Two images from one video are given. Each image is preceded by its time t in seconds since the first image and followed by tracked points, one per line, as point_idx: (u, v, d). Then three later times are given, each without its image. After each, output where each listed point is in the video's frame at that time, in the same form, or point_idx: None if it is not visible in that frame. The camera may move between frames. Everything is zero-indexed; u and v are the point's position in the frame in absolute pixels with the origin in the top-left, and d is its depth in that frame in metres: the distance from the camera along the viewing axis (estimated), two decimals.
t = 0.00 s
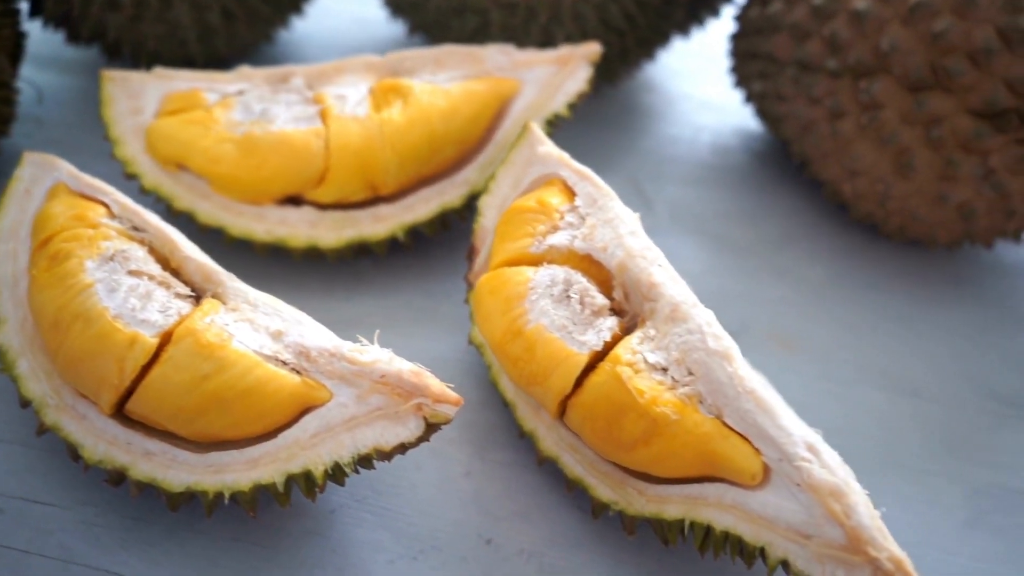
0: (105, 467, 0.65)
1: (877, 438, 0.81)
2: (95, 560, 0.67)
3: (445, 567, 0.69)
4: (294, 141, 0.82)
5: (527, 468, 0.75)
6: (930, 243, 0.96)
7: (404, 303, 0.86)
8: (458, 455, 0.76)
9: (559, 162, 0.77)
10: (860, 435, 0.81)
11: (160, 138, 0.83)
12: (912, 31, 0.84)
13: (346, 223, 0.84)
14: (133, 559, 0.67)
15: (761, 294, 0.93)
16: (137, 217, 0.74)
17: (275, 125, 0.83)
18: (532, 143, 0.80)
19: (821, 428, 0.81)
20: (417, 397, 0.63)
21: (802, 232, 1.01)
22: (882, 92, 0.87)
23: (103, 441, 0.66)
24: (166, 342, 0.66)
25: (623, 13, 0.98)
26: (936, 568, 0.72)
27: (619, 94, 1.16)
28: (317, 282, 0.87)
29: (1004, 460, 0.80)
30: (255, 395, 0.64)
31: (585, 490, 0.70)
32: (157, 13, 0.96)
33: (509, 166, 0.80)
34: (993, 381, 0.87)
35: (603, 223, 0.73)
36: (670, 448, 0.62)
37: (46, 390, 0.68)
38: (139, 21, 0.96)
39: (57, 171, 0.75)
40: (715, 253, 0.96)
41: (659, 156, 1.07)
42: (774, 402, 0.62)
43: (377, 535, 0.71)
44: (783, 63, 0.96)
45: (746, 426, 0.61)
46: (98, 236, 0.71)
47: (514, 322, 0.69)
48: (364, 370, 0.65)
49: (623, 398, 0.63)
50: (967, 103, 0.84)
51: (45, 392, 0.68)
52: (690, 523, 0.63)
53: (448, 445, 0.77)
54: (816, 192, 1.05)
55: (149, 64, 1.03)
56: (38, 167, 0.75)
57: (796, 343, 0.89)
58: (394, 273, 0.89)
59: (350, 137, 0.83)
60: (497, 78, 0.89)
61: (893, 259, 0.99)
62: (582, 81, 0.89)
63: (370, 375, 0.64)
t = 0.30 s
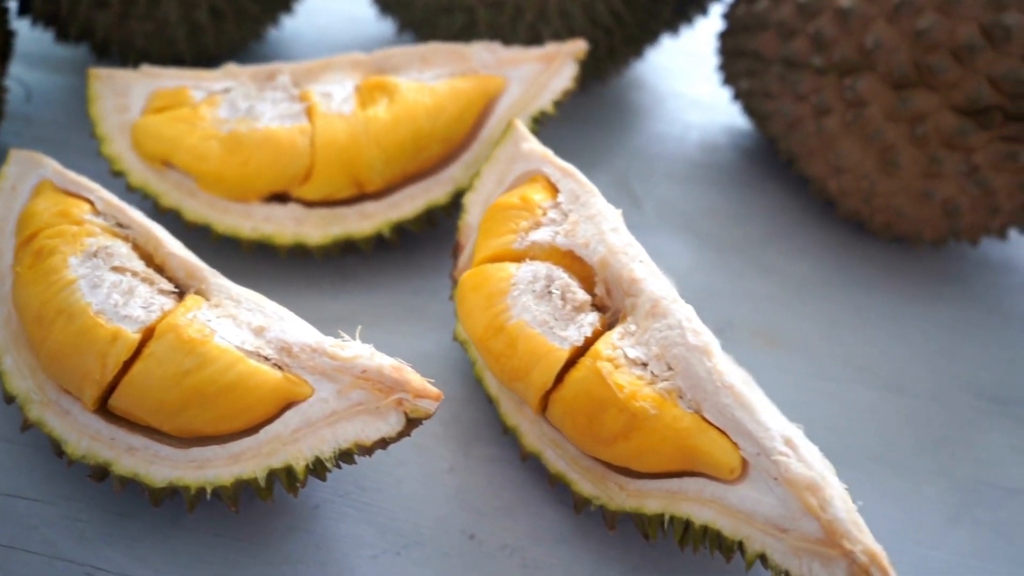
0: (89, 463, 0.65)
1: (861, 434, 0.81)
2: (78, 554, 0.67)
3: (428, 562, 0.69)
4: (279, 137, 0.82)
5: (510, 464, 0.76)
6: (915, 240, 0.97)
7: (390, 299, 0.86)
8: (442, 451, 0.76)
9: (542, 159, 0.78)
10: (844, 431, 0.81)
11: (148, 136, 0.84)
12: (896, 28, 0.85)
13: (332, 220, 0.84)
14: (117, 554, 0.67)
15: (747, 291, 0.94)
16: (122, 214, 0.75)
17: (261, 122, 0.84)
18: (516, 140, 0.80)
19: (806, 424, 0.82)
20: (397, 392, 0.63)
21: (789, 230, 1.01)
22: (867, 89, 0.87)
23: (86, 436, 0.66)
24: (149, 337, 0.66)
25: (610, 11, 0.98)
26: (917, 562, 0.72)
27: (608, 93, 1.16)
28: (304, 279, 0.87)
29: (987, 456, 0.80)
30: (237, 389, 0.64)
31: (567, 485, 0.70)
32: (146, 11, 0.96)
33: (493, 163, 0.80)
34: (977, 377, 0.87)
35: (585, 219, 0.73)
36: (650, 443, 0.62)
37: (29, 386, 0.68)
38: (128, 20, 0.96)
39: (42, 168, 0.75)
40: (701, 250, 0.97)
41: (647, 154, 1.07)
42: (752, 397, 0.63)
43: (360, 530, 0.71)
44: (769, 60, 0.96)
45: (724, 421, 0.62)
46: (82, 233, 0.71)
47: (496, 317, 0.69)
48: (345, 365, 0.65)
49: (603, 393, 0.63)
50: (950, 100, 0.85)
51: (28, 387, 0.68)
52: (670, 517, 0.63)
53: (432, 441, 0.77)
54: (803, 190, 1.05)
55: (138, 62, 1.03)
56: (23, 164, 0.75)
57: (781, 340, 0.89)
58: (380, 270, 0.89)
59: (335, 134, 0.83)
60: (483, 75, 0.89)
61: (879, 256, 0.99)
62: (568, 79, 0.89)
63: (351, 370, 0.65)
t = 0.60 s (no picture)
0: (74, 458, 0.66)
1: (845, 429, 0.82)
2: (64, 549, 0.67)
3: (411, 557, 0.69)
4: (266, 135, 0.82)
5: (495, 459, 0.76)
6: (902, 237, 0.97)
7: (377, 296, 0.87)
8: (427, 447, 0.76)
9: (527, 155, 0.78)
10: (828, 427, 0.82)
11: (135, 134, 0.84)
12: (881, 26, 0.85)
13: (319, 217, 0.85)
14: (102, 549, 0.67)
15: (733, 288, 0.94)
16: (108, 211, 0.75)
17: (247, 120, 0.84)
18: (501, 137, 0.80)
19: (790, 420, 0.82)
20: (379, 387, 0.63)
21: (777, 227, 1.01)
22: (852, 87, 0.87)
23: (71, 432, 0.66)
24: (133, 333, 0.66)
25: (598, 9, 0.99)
26: (899, 557, 0.73)
27: (597, 91, 1.16)
28: (291, 276, 0.87)
29: (970, 452, 0.81)
30: (220, 385, 0.64)
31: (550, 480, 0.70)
32: (135, 9, 0.96)
33: (479, 160, 0.81)
34: (962, 374, 0.87)
35: (568, 215, 0.73)
36: (631, 437, 0.62)
37: (14, 382, 0.68)
38: (118, 18, 0.97)
39: (29, 166, 0.76)
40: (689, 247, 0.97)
41: (637, 151, 1.08)
42: (731, 392, 0.63)
43: (345, 526, 0.71)
44: (757, 57, 0.96)
45: (704, 415, 0.62)
46: (67, 229, 0.72)
47: (479, 313, 0.69)
48: (328, 360, 0.65)
49: (584, 387, 0.63)
50: (935, 97, 0.85)
51: (14, 383, 0.68)
52: (651, 512, 0.63)
53: (418, 437, 0.77)
54: (792, 187, 1.06)
55: (128, 60, 1.03)
56: (9, 161, 0.75)
57: (766, 336, 0.89)
58: (367, 267, 0.89)
59: (322, 132, 0.83)
60: (469, 73, 0.90)
61: (865, 253, 0.99)
62: (555, 76, 0.90)
63: (334, 365, 0.65)
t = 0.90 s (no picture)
0: (58, 453, 0.66)
1: (830, 426, 0.82)
2: (48, 544, 0.67)
3: (396, 553, 0.69)
4: (252, 132, 0.83)
5: (480, 456, 0.76)
6: (889, 234, 0.97)
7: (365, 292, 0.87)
8: (412, 443, 0.77)
9: (512, 152, 0.78)
10: (814, 424, 0.82)
11: (123, 131, 0.84)
12: (866, 23, 0.85)
13: (306, 214, 0.85)
14: (87, 545, 0.68)
15: (721, 285, 0.94)
16: (93, 208, 0.75)
17: (234, 117, 0.84)
18: (486, 133, 0.81)
19: (775, 417, 0.82)
20: (361, 382, 0.64)
21: (765, 224, 1.01)
22: (838, 84, 0.88)
23: (56, 427, 0.67)
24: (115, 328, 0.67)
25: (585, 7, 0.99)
26: (882, 552, 0.73)
27: (588, 89, 1.17)
28: (279, 273, 0.87)
29: (955, 448, 0.81)
30: (203, 380, 0.64)
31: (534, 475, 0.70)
32: (124, 7, 0.97)
33: (465, 157, 0.81)
34: (948, 370, 0.88)
35: (552, 212, 0.74)
36: (612, 432, 0.62)
37: None
38: (106, 16, 0.97)
39: (15, 163, 0.76)
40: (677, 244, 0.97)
41: (626, 149, 1.08)
42: (712, 387, 0.63)
43: (329, 521, 0.71)
44: (744, 55, 0.96)
45: (684, 410, 0.63)
46: (52, 226, 0.72)
47: (463, 309, 0.70)
48: (310, 356, 0.65)
49: (566, 382, 0.63)
50: (920, 95, 0.85)
51: None
52: (632, 506, 0.63)
53: (403, 433, 0.77)
54: (780, 185, 1.06)
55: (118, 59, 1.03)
56: None
57: (753, 333, 0.89)
58: (355, 264, 0.89)
59: (308, 129, 0.83)
60: (456, 71, 0.90)
61: (853, 250, 0.99)
62: (541, 74, 0.90)
63: (316, 361, 0.65)
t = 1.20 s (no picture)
0: (46, 450, 0.66)
1: (819, 423, 0.82)
2: (37, 541, 0.68)
3: (383, 548, 0.70)
4: (241, 130, 0.83)
5: (468, 453, 0.76)
6: (878, 232, 0.97)
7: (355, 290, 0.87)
8: (400, 440, 0.77)
9: (499, 149, 0.78)
10: (802, 420, 0.82)
11: (113, 129, 0.85)
12: (854, 20, 0.85)
13: (296, 212, 0.85)
14: (75, 541, 0.68)
15: (711, 283, 0.94)
16: (82, 205, 0.76)
17: (223, 115, 0.85)
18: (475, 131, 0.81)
19: (764, 414, 0.82)
20: (347, 378, 0.64)
21: (755, 222, 1.01)
22: (827, 82, 0.88)
23: (44, 424, 0.67)
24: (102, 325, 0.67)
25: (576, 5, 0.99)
26: (868, 548, 0.73)
27: (580, 87, 1.17)
28: (269, 270, 0.88)
29: (943, 444, 0.81)
30: (189, 376, 0.65)
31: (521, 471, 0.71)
32: (115, 6, 0.97)
33: (453, 154, 0.81)
34: (936, 367, 0.88)
35: (538, 209, 0.74)
36: (596, 428, 0.63)
37: None
38: (98, 15, 0.97)
39: (5, 161, 0.76)
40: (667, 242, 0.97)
41: (618, 147, 1.08)
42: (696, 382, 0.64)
43: (317, 518, 0.71)
44: (734, 53, 0.96)
45: (668, 405, 0.63)
46: (41, 223, 0.72)
47: (449, 305, 0.70)
48: (297, 352, 0.66)
49: (550, 378, 0.64)
50: (908, 92, 0.86)
51: None
52: (617, 502, 0.63)
53: (391, 430, 0.77)
54: (771, 183, 1.06)
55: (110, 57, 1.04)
56: None
57: (743, 331, 0.89)
58: (346, 262, 0.90)
59: (298, 127, 0.84)
60: (446, 68, 0.90)
61: (843, 248, 0.99)
62: (531, 71, 0.90)
63: (303, 357, 0.66)
